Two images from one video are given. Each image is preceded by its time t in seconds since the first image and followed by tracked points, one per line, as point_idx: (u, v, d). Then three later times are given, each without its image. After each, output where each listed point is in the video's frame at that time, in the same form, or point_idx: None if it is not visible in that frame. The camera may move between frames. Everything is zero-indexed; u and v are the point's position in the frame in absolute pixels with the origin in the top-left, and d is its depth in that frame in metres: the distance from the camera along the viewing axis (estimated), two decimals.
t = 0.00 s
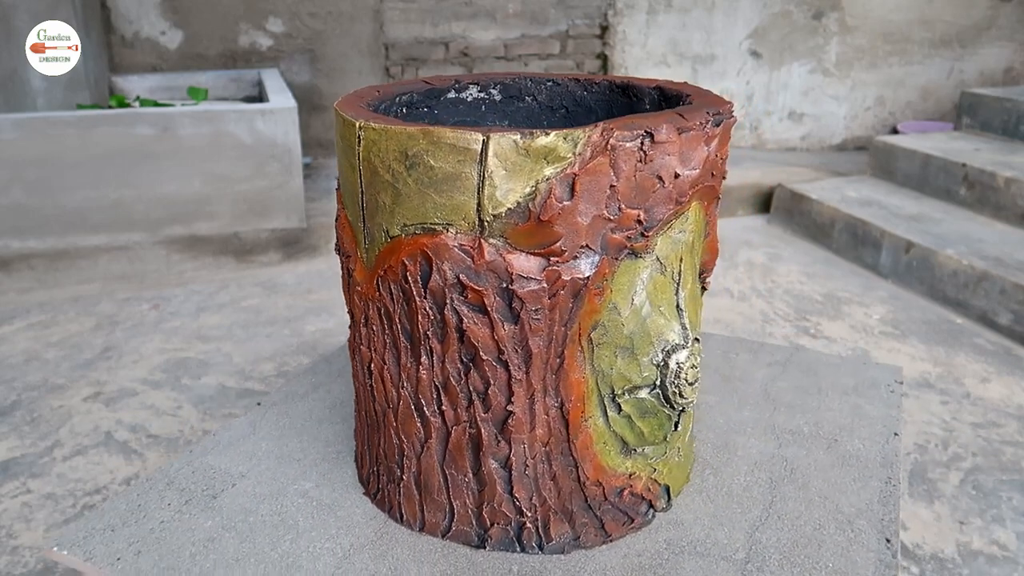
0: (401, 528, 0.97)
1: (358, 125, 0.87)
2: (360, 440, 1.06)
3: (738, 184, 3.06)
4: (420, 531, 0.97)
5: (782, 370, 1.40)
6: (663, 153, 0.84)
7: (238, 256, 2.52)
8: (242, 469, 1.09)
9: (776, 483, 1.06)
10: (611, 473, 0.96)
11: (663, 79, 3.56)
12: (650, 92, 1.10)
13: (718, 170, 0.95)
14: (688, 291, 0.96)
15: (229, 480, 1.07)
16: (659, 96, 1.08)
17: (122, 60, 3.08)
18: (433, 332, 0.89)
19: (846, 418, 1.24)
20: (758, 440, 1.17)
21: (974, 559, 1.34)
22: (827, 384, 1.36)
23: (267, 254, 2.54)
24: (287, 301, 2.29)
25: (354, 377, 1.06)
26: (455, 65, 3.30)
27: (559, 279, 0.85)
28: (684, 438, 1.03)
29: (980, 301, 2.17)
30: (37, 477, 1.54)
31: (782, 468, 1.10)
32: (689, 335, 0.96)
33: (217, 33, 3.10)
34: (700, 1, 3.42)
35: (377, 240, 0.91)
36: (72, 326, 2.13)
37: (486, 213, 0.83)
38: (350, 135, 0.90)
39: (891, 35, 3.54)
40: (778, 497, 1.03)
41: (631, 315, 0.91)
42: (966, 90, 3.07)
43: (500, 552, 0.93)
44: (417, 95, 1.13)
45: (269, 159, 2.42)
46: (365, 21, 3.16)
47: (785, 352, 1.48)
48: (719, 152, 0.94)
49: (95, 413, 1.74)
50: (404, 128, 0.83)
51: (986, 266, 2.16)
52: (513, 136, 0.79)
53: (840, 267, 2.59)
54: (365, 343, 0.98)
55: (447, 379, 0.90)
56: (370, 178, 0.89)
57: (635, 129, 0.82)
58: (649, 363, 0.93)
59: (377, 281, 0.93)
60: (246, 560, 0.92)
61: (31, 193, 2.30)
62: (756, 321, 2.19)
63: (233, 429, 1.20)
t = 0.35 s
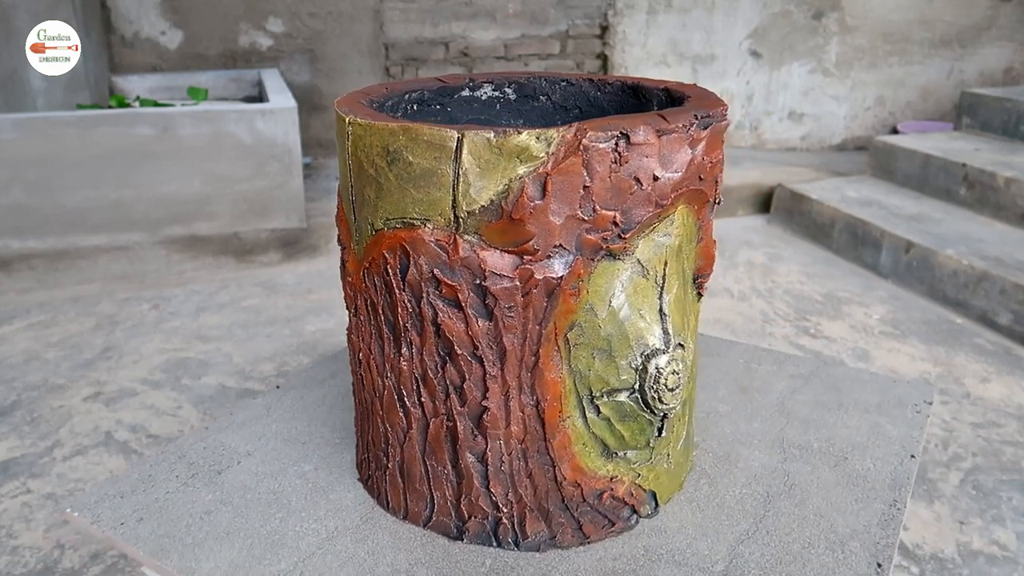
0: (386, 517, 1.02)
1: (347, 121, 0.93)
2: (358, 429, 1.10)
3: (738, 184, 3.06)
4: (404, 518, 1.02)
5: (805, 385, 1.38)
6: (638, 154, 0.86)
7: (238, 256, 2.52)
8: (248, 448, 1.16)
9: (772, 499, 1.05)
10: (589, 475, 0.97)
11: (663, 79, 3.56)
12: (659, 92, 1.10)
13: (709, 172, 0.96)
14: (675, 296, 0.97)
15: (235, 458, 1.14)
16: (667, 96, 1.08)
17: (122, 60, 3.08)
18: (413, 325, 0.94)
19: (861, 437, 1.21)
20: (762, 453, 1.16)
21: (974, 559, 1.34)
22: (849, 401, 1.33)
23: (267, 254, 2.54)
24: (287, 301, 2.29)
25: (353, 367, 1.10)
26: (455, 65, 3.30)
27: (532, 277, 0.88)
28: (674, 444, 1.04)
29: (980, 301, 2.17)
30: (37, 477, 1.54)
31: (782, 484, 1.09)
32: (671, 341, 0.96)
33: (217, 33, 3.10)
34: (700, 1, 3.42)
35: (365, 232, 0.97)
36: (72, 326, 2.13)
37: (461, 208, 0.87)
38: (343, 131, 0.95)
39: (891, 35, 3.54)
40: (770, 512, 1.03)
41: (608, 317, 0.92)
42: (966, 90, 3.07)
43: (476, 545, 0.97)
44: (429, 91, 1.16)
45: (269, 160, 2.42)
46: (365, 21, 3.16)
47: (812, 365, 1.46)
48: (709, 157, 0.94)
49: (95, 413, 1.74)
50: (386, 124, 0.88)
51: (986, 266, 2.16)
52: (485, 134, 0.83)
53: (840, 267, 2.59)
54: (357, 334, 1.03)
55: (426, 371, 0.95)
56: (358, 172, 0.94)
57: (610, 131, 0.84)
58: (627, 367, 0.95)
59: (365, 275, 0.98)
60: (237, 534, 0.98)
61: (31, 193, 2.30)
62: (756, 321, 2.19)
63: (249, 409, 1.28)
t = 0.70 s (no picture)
0: (375, 502, 1.08)
1: (339, 117, 0.97)
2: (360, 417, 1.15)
3: (738, 183, 3.06)
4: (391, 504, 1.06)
5: (825, 401, 1.35)
6: (613, 155, 0.87)
7: (238, 256, 2.52)
8: (259, 430, 1.26)
9: (764, 514, 1.04)
10: (568, 475, 1.00)
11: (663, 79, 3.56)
12: (665, 94, 1.10)
13: (695, 176, 0.96)
14: (657, 301, 0.98)
15: (245, 437, 1.24)
16: (672, 98, 1.08)
17: (122, 60, 3.08)
18: (395, 317, 0.98)
19: (873, 457, 1.19)
20: (766, 466, 1.15)
21: (974, 559, 1.34)
22: (869, 420, 1.30)
23: (267, 254, 2.54)
24: (287, 301, 2.29)
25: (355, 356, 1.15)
26: (455, 65, 3.30)
27: (505, 275, 0.91)
28: (662, 450, 1.05)
29: (980, 301, 2.17)
30: (37, 477, 1.54)
31: (779, 499, 1.07)
32: (651, 346, 0.97)
33: (217, 33, 3.10)
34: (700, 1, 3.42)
35: (355, 225, 1.01)
36: (72, 326, 2.13)
37: (439, 205, 0.90)
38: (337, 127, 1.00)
39: (891, 35, 3.54)
40: (759, 525, 1.02)
41: (584, 317, 0.94)
42: (966, 90, 3.07)
43: (454, 535, 1.01)
44: (444, 88, 1.19)
45: (269, 160, 2.42)
46: (365, 21, 3.16)
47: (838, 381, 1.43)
48: (693, 161, 0.94)
49: (95, 413, 1.74)
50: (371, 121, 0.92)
51: (986, 266, 2.16)
52: (460, 132, 0.86)
53: (840, 267, 2.59)
54: (351, 323, 1.08)
55: (407, 363, 0.99)
56: (349, 166, 0.98)
57: (584, 131, 0.86)
58: (604, 369, 0.96)
59: (356, 267, 1.02)
60: (232, 509, 1.06)
61: (31, 193, 2.30)
62: (756, 321, 2.19)
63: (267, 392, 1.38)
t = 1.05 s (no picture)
0: (366, 489, 1.10)
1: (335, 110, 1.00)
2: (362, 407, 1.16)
3: (738, 184, 3.06)
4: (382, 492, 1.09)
5: (843, 418, 1.29)
6: (588, 155, 0.86)
7: (238, 256, 2.52)
8: (273, 411, 1.30)
9: (753, 528, 1.01)
10: (547, 474, 0.99)
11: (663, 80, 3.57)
12: (673, 95, 1.09)
13: (680, 178, 0.94)
14: (639, 304, 0.96)
15: (258, 417, 1.28)
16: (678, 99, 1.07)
17: (122, 61, 3.08)
18: (380, 308, 1.00)
19: (882, 479, 1.13)
20: (764, 479, 1.11)
21: (974, 559, 1.34)
22: (886, 439, 1.23)
23: (267, 254, 2.54)
24: (287, 301, 2.29)
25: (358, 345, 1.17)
26: (455, 65, 3.30)
27: (480, 271, 0.91)
28: (648, 455, 1.03)
29: (980, 301, 2.17)
30: (37, 477, 1.54)
31: (772, 513, 1.04)
32: (631, 348, 0.96)
33: (217, 33, 3.10)
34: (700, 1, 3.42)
35: (350, 217, 1.04)
36: (72, 326, 2.13)
37: (419, 200, 0.91)
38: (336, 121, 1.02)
39: (891, 35, 3.54)
40: (745, 539, 0.99)
41: (561, 317, 0.93)
42: (966, 91, 3.07)
43: (435, 526, 1.02)
44: (458, 86, 1.21)
45: (269, 159, 2.42)
46: (365, 21, 3.16)
47: (861, 397, 1.36)
48: (677, 163, 0.92)
49: (95, 413, 1.74)
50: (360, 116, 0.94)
51: (986, 266, 2.16)
52: (439, 129, 0.87)
53: (840, 267, 2.59)
54: (348, 312, 1.11)
55: (391, 353, 1.01)
56: (344, 160, 1.01)
57: (558, 132, 0.85)
58: (582, 370, 0.95)
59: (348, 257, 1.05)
60: (231, 486, 1.11)
61: (31, 193, 2.29)
62: (756, 321, 2.19)
63: (289, 375, 1.43)
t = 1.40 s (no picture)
0: (361, 476, 1.11)
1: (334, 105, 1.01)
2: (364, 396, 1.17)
3: (738, 184, 3.06)
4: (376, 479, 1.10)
5: (859, 436, 1.21)
6: (563, 155, 0.84)
7: (238, 256, 2.52)
8: (287, 395, 1.34)
9: (737, 541, 0.97)
10: (527, 472, 0.97)
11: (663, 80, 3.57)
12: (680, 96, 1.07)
13: (664, 179, 0.91)
14: (621, 306, 0.93)
15: (274, 400, 1.32)
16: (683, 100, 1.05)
17: (122, 60, 3.08)
18: (369, 299, 1.01)
19: (886, 500, 1.06)
20: (760, 492, 1.07)
21: (974, 559, 1.34)
22: (899, 459, 1.16)
23: (267, 254, 2.54)
24: (287, 301, 2.29)
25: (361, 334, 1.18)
26: (455, 65, 3.30)
27: (458, 267, 0.90)
28: (633, 459, 1.01)
29: (980, 301, 2.17)
30: (37, 477, 1.54)
31: (761, 526, 1.00)
32: (609, 350, 0.93)
33: (217, 33, 3.10)
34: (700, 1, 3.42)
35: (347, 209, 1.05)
36: (72, 326, 2.13)
37: (403, 195, 0.91)
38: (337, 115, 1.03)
39: (891, 35, 3.54)
40: (727, 552, 0.96)
41: (538, 316, 0.91)
42: (966, 90, 3.07)
43: (419, 517, 1.02)
44: (472, 85, 1.21)
45: (269, 159, 2.42)
46: (365, 21, 3.16)
47: (881, 415, 1.28)
48: (659, 165, 0.89)
49: (95, 413, 1.74)
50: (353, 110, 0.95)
51: (986, 266, 2.16)
52: (422, 126, 0.87)
53: (840, 267, 2.59)
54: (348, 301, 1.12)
55: (379, 343, 1.02)
56: (341, 154, 1.02)
57: (532, 133, 0.83)
58: (559, 369, 0.92)
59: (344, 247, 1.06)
60: (235, 464, 1.15)
61: (31, 193, 2.29)
62: (756, 321, 2.19)
63: (308, 362, 1.47)
